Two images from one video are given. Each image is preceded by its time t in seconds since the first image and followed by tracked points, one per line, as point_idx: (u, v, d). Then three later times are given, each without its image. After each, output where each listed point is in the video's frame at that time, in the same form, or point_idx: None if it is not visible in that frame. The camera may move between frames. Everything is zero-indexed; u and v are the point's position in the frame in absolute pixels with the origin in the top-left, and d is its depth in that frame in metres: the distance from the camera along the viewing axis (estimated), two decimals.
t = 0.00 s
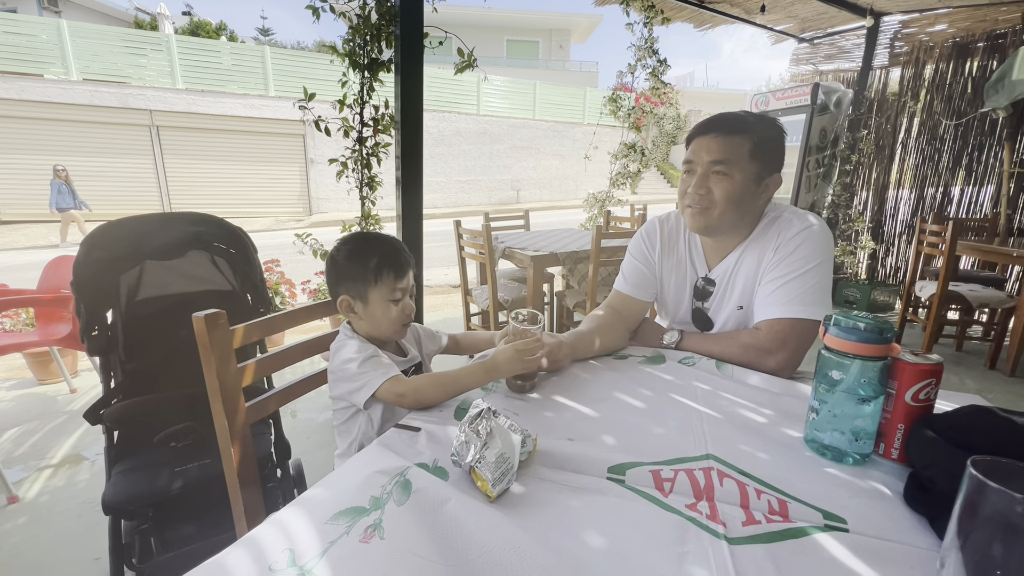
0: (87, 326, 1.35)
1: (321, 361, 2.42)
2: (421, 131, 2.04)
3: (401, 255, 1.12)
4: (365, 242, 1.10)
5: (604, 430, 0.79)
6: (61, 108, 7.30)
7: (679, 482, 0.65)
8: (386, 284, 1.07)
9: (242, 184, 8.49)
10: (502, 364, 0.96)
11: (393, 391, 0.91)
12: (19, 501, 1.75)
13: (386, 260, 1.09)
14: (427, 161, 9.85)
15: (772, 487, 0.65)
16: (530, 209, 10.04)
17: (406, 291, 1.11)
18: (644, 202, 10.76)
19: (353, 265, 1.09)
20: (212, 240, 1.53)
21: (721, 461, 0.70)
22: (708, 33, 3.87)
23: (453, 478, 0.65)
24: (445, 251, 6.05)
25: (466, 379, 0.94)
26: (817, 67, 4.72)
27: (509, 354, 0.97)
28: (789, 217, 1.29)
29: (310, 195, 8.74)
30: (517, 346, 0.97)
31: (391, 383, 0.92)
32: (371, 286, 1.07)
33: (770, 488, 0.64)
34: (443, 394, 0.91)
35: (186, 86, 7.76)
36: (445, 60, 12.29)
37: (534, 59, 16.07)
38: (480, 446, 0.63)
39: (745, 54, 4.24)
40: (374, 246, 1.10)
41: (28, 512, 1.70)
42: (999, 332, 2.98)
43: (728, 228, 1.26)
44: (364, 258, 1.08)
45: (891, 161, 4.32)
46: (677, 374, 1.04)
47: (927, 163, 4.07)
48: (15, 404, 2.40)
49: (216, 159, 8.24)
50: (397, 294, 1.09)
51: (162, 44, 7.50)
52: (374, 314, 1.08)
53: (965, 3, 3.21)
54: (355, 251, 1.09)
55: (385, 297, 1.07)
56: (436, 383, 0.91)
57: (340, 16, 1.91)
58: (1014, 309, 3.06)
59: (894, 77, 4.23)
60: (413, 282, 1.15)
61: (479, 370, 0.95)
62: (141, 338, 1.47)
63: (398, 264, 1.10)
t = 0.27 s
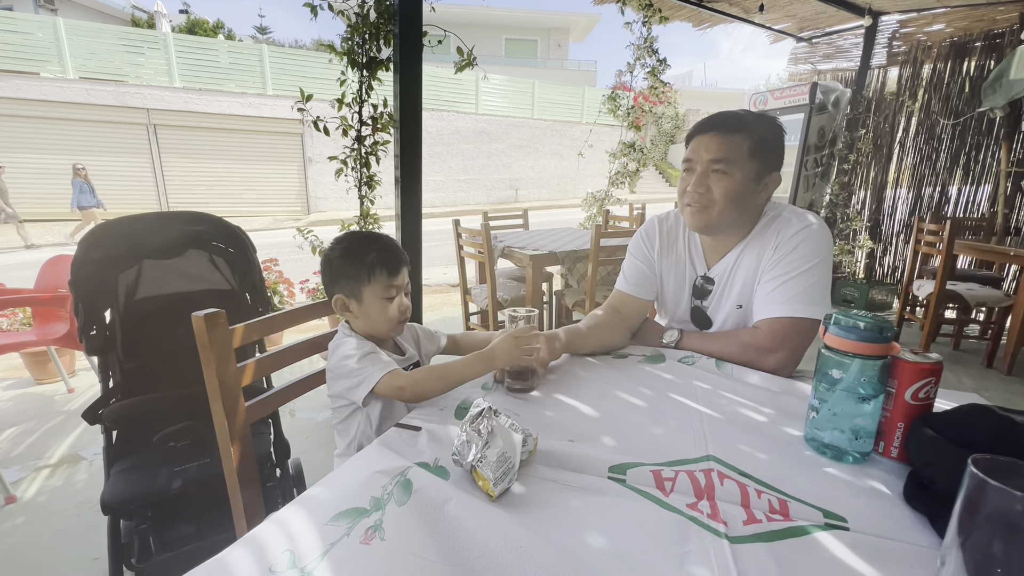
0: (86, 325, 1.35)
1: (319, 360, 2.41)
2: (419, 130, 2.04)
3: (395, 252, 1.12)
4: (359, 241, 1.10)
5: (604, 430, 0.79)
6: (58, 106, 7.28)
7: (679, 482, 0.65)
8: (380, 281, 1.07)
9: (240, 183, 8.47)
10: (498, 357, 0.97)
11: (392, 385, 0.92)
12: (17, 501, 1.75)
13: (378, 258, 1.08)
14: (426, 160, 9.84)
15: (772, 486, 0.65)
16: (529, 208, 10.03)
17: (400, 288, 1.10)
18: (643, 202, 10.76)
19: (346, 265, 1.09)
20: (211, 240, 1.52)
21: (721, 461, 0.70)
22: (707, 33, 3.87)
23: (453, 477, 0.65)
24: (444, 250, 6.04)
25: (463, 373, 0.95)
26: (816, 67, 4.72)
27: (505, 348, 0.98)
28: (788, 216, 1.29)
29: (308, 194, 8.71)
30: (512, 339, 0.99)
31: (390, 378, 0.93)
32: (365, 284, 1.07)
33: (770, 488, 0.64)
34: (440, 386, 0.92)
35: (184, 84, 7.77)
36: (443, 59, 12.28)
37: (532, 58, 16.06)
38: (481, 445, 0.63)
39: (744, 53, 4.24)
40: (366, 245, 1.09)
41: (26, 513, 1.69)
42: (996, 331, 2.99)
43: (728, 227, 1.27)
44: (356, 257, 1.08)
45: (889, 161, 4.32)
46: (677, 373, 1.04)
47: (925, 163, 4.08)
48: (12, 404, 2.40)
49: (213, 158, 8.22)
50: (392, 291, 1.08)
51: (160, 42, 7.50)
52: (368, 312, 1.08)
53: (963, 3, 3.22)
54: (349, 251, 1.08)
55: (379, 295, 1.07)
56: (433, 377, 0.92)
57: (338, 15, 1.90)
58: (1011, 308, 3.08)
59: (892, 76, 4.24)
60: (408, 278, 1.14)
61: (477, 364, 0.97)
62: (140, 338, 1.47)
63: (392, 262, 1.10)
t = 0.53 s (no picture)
0: (87, 325, 1.35)
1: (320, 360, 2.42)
2: (419, 129, 2.04)
3: (392, 252, 1.13)
4: (356, 242, 1.10)
5: (606, 430, 0.79)
6: (57, 106, 7.28)
7: (681, 482, 0.65)
8: (378, 282, 1.07)
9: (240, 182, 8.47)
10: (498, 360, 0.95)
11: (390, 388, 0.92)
12: (17, 501, 1.75)
13: (376, 259, 1.09)
14: (425, 160, 9.84)
15: (773, 486, 0.65)
16: (528, 208, 10.03)
17: (398, 288, 1.10)
18: (643, 201, 10.76)
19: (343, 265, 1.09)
20: (211, 240, 1.53)
21: (722, 461, 0.70)
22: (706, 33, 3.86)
23: (455, 477, 0.65)
24: (443, 250, 6.04)
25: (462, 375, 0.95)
26: (815, 66, 4.72)
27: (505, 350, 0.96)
28: (795, 217, 1.29)
29: (308, 193, 8.70)
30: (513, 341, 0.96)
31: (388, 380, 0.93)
32: (363, 284, 1.07)
33: (771, 488, 0.65)
34: (438, 389, 0.92)
35: (183, 84, 7.77)
36: (442, 58, 12.27)
37: (532, 58, 16.06)
38: (483, 446, 0.63)
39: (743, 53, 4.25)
40: (363, 245, 1.09)
41: (26, 513, 1.69)
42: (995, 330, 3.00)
43: (735, 224, 1.27)
44: (353, 257, 1.08)
45: (888, 160, 4.33)
46: (677, 373, 1.04)
47: (925, 162, 4.09)
48: (12, 404, 2.40)
49: (213, 158, 8.22)
50: (390, 291, 1.08)
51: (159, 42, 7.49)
52: (367, 313, 1.08)
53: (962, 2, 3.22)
54: (347, 252, 1.08)
55: (377, 295, 1.07)
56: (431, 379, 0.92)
57: (338, 15, 1.90)
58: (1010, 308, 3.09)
59: (891, 76, 4.22)
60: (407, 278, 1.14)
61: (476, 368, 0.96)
62: (140, 338, 1.47)
63: (390, 262, 1.10)
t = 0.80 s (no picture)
0: (87, 325, 1.35)
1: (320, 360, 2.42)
2: (419, 129, 2.04)
3: (390, 251, 1.12)
4: (353, 241, 1.10)
5: (607, 429, 0.79)
6: (57, 105, 7.27)
7: (682, 481, 0.65)
8: (375, 280, 1.07)
9: (240, 182, 8.48)
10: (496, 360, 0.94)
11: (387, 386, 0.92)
12: (18, 501, 1.75)
13: (373, 256, 1.08)
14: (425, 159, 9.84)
15: (774, 485, 0.65)
16: (528, 207, 10.03)
17: (396, 286, 1.10)
18: (643, 200, 10.76)
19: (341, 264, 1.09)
20: (210, 240, 1.53)
21: (723, 460, 0.70)
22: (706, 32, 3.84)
23: (457, 476, 0.65)
24: (443, 249, 6.04)
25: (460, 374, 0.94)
26: (815, 66, 4.72)
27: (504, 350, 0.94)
28: (802, 217, 1.29)
29: (308, 192, 8.69)
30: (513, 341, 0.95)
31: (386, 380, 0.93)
32: (361, 283, 1.07)
33: (771, 486, 0.65)
34: (437, 389, 0.92)
35: (183, 83, 7.74)
36: (442, 57, 12.26)
37: (532, 57, 16.06)
38: (484, 445, 0.63)
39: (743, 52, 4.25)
40: (360, 243, 1.09)
41: (27, 512, 1.69)
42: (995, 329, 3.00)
43: (744, 224, 1.27)
44: (351, 255, 1.08)
45: (888, 160, 4.33)
46: (678, 372, 1.05)
47: (925, 161, 4.09)
48: (12, 404, 2.40)
49: (213, 157, 8.22)
50: (388, 288, 1.08)
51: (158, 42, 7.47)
52: (365, 311, 1.08)
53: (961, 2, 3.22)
54: (344, 252, 1.09)
55: (375, 293, 1.07)
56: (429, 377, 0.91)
57: (338, 14, 1.90)
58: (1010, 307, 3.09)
59: (891, 75, 4.23)
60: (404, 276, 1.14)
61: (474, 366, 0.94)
62: (141, 338, 1.47)
63: (388, 259, 1.10)
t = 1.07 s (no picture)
0: (85, 324, 1.35)
1: (319, 359, 2.42)
2: (418, 129, 2.04)
3: (391, 250, 1.13)
4: (355, 241, 1.10)
5: (604, 429, 0.79)
6: (57, 105, 7.28)
7: (678, 480, 0.65)
8: (378, 278, 1.07)
9: (241, 182, 8.49)
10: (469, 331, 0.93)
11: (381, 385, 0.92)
12: (16, 500, 1.75)
13: (376, 255, 1.09)
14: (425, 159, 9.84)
15: (771, 485, 0.65)
16: (528, 207, 10.03)
17: (400, 283, 1.10)
18: (643, 200, 10.76)
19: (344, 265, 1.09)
20: (209, 239, 1.53)
21: (720, 460, 0.70)
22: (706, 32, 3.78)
23: (453, 475, 0.65)
24: (443, 249, 6.05)
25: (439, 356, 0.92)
26: (815, 65, 4.72)
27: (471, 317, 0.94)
28: (803, 217, 1.29)
29: (308, 192, 8.70)
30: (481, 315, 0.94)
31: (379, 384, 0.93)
32: (364, 282, 1.07)
33: (768, 486, 0.64)
34: (424, 384, 0.92)
35: (183, 83, 7.69)
36: (442, 57, 12.26)
37: (532, 57, 16.06)
38: (480, 444, 0.63)
39: (743, 52, 4.24)
40: (362, 243, 1.10)
41: (25, 512, 1.69)
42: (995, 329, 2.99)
43: (746, 221, 1.26)
44: (354, 255, 1.09)
45: (888, 159, 4.33)
46: (676, 372, 1.04)
47: (925, 161, 4.09)
48: (11, 403, 2.40)
49: (213, 157, 8.26)
50: (392, 286, 1.08)
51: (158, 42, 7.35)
52: (370, 310, 1.08)
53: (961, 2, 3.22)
54: (346, 252, 1.09)
55: (379, 291, 1.07)
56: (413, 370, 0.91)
57: (337, 14, 1.90)
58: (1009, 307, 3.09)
59: (890, 75, 4.22)
60: (408, 275, 1.14)
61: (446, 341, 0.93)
62: (139, 338, 1.47)
63: (391, 258, 1.11)
